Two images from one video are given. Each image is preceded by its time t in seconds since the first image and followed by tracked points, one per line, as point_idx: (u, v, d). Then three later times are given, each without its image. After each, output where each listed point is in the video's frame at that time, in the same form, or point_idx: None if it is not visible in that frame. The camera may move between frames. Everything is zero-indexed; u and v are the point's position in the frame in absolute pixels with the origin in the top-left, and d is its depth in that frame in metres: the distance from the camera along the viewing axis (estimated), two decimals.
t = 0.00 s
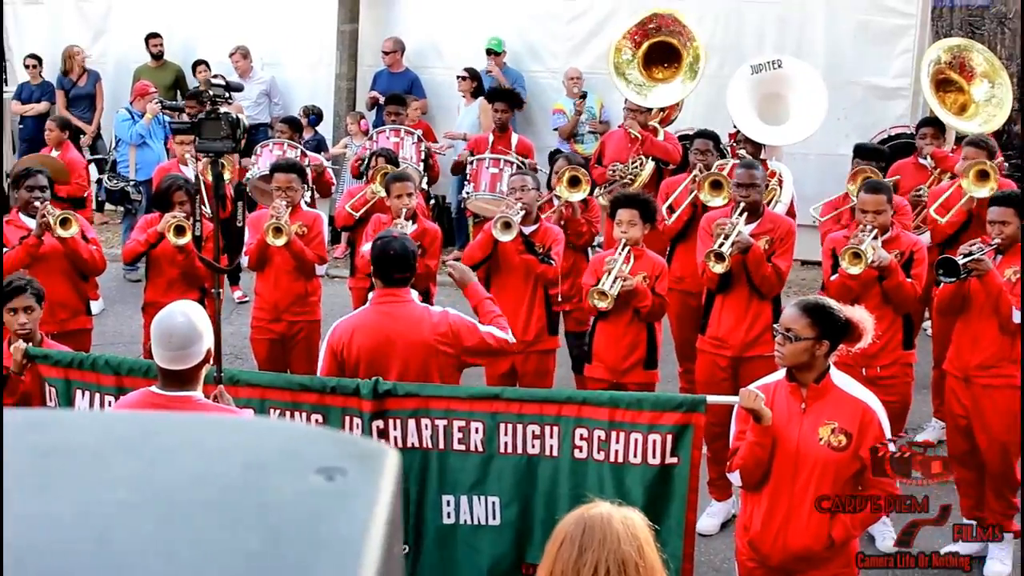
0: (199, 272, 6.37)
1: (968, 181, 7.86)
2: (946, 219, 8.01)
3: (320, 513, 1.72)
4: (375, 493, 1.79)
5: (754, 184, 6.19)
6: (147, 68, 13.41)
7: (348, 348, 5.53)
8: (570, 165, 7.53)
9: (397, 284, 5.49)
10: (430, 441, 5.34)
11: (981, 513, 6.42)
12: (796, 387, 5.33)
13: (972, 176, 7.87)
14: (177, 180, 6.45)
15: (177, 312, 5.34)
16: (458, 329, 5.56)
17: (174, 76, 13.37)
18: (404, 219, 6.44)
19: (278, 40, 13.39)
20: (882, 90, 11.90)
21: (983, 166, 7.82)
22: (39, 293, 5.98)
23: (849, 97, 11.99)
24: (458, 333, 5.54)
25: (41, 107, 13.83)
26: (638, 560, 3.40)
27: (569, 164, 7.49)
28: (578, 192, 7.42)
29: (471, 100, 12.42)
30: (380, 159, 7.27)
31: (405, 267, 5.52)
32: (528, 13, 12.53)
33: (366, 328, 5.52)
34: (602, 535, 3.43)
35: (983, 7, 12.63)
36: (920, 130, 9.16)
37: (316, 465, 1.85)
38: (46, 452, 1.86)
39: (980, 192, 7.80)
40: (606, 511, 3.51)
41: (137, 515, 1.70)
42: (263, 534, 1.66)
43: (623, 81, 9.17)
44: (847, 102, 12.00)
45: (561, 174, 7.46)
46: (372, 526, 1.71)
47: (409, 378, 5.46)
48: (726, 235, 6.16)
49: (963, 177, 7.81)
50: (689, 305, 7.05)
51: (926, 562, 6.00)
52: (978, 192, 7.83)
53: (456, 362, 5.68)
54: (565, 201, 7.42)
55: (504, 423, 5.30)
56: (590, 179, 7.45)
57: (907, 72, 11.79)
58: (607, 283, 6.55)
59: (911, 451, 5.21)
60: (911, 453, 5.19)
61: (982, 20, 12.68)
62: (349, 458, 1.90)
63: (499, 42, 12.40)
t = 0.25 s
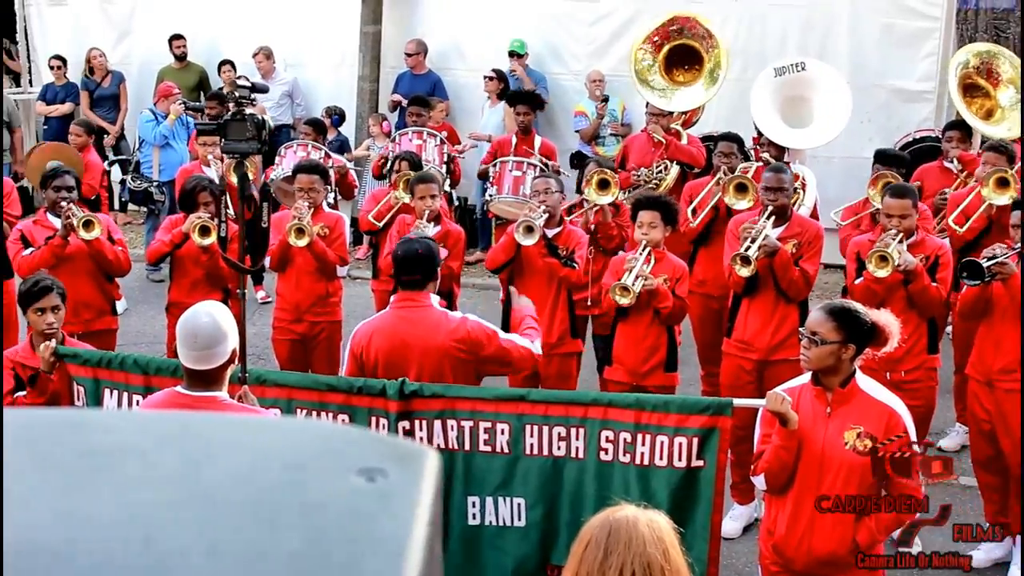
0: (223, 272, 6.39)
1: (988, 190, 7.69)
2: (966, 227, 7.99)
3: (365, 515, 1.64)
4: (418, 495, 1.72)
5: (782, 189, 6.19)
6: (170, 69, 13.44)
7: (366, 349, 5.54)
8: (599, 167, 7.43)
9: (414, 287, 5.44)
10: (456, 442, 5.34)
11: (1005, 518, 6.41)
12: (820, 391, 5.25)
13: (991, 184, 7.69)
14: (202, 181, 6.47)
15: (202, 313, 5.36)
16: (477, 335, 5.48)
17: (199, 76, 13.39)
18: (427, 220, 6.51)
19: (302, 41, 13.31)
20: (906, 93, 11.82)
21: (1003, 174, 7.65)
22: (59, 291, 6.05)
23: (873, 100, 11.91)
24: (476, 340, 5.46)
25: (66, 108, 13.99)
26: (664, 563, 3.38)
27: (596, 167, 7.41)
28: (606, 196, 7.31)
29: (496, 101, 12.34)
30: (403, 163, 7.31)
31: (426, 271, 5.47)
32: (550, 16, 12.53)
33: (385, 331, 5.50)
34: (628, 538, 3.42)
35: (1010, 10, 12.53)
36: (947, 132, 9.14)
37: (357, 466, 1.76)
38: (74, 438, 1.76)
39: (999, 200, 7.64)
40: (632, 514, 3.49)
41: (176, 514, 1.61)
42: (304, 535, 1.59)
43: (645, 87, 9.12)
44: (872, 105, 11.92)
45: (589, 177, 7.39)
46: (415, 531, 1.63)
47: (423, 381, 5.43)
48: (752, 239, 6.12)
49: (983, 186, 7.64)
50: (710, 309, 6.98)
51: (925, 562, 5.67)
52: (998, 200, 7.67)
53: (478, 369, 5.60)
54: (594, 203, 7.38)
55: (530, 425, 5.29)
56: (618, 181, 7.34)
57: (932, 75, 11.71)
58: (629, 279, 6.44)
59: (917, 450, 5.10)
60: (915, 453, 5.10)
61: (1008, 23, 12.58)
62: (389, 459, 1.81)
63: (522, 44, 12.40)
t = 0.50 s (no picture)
0: (248, 273, 6.40)
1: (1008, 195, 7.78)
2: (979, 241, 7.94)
3: (411, 514, 1.74)
4: (460, 496, 1.82)
5: (812, 194, 6.15)
6: (194, 72, 13.40)
7: (397, 349, 5.58)
8: (627, 171, 7.64)
9: (448, 289, 5.49)
10: (484, 444, 5.37)
11: None
12: (848, 396, 5.20)
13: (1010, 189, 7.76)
14: (228, 183, 6.47)
15: (229, 314, 5.38)
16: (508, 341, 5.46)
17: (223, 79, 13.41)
18: (452, 224, 6.59)
19: (326, 45, 13.31)
20: (930, 96, 11.76)
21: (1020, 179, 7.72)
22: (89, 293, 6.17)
23: (898, 103, 11.86)
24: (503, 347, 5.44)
25: (90, 110, 13.93)
26: (691, 567, 3.37)
27: (626, 170, 7.62)
28: (636, 197, 7.45)
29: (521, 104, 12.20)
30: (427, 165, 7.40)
31: (455, 273, 5.48)
32: (575, 20, 12.47)
33: (416, 332, 5.53)
34: (656, 541, 3.41)
35: None
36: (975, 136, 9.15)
37: (401, 468, 1.87)
38: (137, 454, 1.91)
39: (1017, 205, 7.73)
40: (658, 516, 3.49)
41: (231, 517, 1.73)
42: (352, 535, 1.69)
43: (671, 91, 9.17)
44: (896, 108, 11.86)
45: (621, 180, 7.60)
46: (457, 530, 1.73)
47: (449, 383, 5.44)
48: (782, 245, 6.14)
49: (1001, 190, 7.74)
50: (736, 313, 6.97)
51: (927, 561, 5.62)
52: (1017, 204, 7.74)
53: (507, 376, 5.58)
54: (625, 206, 7.46)
55: (557, 428, 5.31)
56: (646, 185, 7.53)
57: (957, 78, 11.65)
58: (651, 288, 6.39)
59: (918, 450, 5.03)
60: (916, 452, 5.04)
61: None
62: (432, 461, 1.92)
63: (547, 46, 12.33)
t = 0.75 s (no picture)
0: (275, 275, 6.42)
1: None
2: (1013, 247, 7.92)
3: (457, 516, 1.75)
4: (506, 500, 1.83)
5: (840, 197, 6.25)
6: (221, 75, 13.42)
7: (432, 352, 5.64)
8: (658, 178, 7.68)
9: (482, 293, 5.57)
10: (511, 446, 5.38)
11: None
12: (877, 403, 5.13)
13: None
14: (256, 185, 6.45)
15: (258, 316, 5.39)
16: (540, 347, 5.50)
17: (249, 82, 13.44)
18: (479, 228, 6.65)
19: (352, 50, 13.35)
20: (959, 102, 11.74)
21: None
22: (125, 294, 6.20)
23: (925, 109, 11.83)
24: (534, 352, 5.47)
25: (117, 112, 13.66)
26: (719, 573, 3.38)
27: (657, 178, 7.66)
28: (665, 205, 7.57)
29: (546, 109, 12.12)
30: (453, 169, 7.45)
31: (487, 276, 5.58)
32: (602, 24, 12.44)
33: (451, 335, 5.59)
34: (684, 547, 3.40)
35: None
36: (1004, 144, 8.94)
37: (448, 472, 1.88)
38: (180, 454, 1.92)
39: None
40: (687, 522, 3.48)
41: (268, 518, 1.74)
42: (399, 534, 1.70)
43: (698, 97, 9.22)
44: (923, 114, 11.84)
45: (650, 187, 7.65)
46: (504, 532, 1.73)
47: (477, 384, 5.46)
48: (811, 245, 6.27)
49: None
50: (763, 320, 6.99)
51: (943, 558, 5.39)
52: None
53: (538, 384, 5.59)
54: (656, 213, 7.62)
55: (584, 431, 5.31)
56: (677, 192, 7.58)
57: (986, 85, 11.61)
58: (676, 292, 6.37)
59: (919, 451, 4.99)
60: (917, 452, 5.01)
61: None
62: (478, 465, 1.93)
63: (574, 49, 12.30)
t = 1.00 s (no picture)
0: (305, 281, 6.47)
1: None
2: None
3: (507, 522, 1.67)
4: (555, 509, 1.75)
5: (871, 206, 6.28)
6: (250, 82, 13.47)
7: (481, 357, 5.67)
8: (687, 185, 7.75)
9: (532, 301, 5.56)
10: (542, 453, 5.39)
11: None
12: (909, 413, 5.08)
13: None
14: (288, 192, 6.50)
15: (289, 322, 5.41)
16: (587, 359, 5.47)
17: (278, 89, 13.49)
18: (508, 234, 6.70)
19: (380, 54, 13.25)
20: (988, 112, 11.51)
21: None
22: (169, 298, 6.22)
23: (955, 118, 11.64)
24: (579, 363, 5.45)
25: (147, 118, 13.64)
26: None
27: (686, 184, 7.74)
28: (694, 212, 7.66)
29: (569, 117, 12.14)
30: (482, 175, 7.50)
31: (537, 284, 5.58)
32: (629, 31, 12.42)
33: (499, 341, 5.60)
34: (715, 555, 3.39)
35: None
36: None
37: (496, 478, 1.80)
38: (234, 458, 1.80)
39: None
40: (718, 531, 3.46)
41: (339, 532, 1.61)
42: (451, 540, 1.60)
43: (728, 103, 9.25)
44: (953, 123, 11.65)
45: (680, 194, 7.74)
46: (554, 539, 1.65)
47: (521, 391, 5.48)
48: (841, 251, 6.23)
49: None
50: (794, 328, 7.10)
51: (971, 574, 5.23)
52: None
53: (583, 393, 5.58)
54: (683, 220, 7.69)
55: (615, 438, 5.30)
56: (706, 197, 7.63)
57: (1016, 94, 11.37)
58: (703, 305, 6.35)
59: (918, 451, 4.98)
60: (915, 453, 5.01)
61: None
62: (524, 472, 1.86)
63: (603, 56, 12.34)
